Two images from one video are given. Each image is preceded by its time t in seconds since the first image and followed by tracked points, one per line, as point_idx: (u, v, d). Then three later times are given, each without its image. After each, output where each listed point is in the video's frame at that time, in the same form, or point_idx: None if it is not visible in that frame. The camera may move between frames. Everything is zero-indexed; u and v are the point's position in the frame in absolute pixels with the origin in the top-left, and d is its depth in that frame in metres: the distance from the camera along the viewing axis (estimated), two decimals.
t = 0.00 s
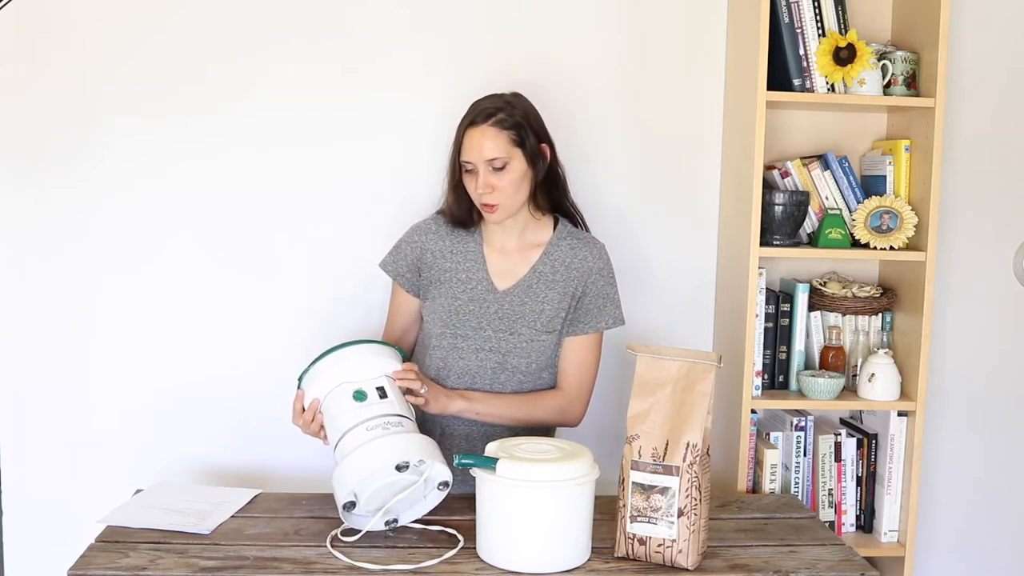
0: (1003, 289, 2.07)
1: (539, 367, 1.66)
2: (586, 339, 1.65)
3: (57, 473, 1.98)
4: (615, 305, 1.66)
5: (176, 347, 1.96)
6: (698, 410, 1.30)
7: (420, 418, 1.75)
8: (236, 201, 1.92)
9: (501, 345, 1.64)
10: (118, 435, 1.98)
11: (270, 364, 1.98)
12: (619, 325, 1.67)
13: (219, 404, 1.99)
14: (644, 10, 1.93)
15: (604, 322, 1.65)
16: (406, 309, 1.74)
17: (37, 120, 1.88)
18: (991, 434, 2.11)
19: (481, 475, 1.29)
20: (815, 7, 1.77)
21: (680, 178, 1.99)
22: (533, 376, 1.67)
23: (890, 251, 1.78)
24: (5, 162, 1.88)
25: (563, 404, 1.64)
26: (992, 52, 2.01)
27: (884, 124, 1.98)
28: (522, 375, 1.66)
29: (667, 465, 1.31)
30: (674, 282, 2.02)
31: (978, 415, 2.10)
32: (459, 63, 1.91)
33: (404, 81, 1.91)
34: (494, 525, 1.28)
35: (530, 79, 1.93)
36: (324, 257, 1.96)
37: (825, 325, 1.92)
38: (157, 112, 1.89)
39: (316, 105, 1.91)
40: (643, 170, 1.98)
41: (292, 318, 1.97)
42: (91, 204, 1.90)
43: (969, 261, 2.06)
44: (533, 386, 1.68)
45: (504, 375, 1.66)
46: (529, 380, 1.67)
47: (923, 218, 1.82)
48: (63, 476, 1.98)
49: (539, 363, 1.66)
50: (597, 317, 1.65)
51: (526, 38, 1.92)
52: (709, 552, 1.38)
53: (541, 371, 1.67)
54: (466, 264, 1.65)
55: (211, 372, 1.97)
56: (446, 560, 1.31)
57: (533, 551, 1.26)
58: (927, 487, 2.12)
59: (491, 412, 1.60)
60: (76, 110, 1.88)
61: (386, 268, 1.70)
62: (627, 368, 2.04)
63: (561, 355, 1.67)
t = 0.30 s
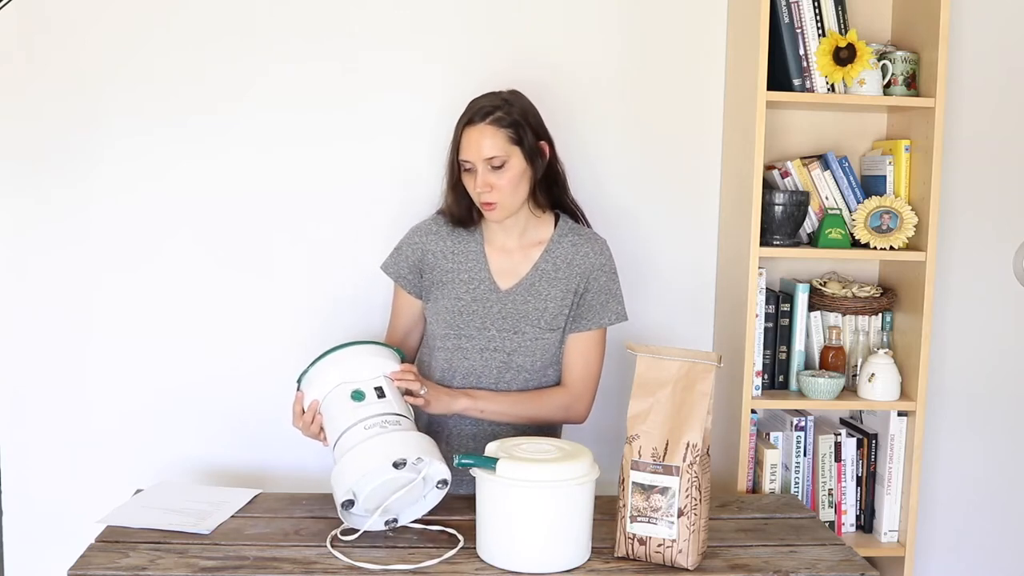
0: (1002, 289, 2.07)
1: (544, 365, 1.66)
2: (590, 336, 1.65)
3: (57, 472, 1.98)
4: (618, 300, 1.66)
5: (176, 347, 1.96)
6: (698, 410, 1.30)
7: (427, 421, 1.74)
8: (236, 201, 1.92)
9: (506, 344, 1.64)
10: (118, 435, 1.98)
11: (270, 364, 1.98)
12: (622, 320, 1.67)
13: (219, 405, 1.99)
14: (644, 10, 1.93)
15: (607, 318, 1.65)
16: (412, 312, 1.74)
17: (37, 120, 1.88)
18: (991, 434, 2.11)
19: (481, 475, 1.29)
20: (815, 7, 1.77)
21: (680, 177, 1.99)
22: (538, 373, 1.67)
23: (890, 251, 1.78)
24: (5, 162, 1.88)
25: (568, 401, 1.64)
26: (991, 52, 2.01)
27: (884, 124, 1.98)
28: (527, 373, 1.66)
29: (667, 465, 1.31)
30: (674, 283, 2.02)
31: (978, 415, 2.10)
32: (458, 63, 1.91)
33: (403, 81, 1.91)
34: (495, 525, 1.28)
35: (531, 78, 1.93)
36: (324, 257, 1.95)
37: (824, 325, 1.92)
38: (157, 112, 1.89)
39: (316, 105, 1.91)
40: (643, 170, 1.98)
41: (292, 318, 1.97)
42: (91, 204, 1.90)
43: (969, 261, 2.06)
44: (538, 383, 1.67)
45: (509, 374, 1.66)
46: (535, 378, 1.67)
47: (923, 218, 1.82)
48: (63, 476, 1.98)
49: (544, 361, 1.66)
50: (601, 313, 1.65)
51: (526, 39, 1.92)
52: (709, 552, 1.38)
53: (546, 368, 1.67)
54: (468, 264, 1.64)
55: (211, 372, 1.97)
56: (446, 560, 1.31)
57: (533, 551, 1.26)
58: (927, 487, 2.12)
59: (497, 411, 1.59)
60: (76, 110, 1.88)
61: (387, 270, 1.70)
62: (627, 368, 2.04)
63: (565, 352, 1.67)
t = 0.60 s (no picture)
0: (1002, 289, 2.07)
1: (549, 360, 1.66)
2: (592, 329, 1.65)
3: (57, 473, 1.98)
4: (621, 293, 1.65)
5: (176, 347, 1.96)
6: (698, 410, 1.30)
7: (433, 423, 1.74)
8: (236, 201, 1.92)
9: (508, 341, 1.64)
10: (118, 435, 1.98)
11: (270, 365, 1.98)
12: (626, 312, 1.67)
13: (219, 405, 1.99)
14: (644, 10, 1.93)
15: (609, 311, 1.65)
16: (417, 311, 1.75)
17: (37, 121, 1.88)
18: (991, 434, 2.11)
19: (480, 475, 1.29)
20: (815, 7, 1.77)
21: (680, 177, 1.99)
22: (543, 370, 1.66)
23: (890, 251, 1.78)
24: (5, 162, 1.88)
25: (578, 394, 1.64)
26: (991, 52, 2.01)
27: (884, 124, 1.98)
28: (531, 370, 1.65)
29: (667, 465, 1.31)
30: (674, 283, 2.02)
31: (978, 415, 2.10)
32: (457, 63, 1.91)
33: (403, 81, 1.91)
34: (495, 525, 1.28)
35: (532, 78, 1.93)
36: (323, 257, 1.96)
37: (824, 325, 1.92)
38: (157, 112, 1.89)
39: (316, 105, 1.91)
40: (644, 170, 1.98)
41: (292, 318, 1.97)
42: (91, 204, 1.90)
43: (969, 261, 2.06)
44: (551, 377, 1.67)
45: (513, 371, 1.65)
46: (541, 374, 1.66)
47: (923, 218, 1.82)
48: (63, 476, 1.98)
49: (548, 357, 1.65)
50: (604, 306, 1.64)
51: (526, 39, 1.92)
52: (709, 552, 1.38)
53: (555, 361, 1.67)
54: (467, 263, 1.64)
55: (211, 372, 1.97)
56: (446, 560, 1.31)
57: (533, 551, 1.26)
58: (927, 487, 2.12)
59: (514, 409, 1.59)
60: (76, 110, 1.88)
61: (387, 273, 1.70)
62: (627, 368, 2.04)
63: (570, 345, 1.67)
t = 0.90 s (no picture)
0: (1002, 289, 2.07)
1: (536, 356, 1.66)
2: (576, 322, 1.67)
3: (57, 473, 1.98)
4: (603, 285, 1.67)
5: (176, 347, 1.96)
6: (698, 410, 1.30)
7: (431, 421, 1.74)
8: (236, 201, 1.92)
9: (493, 337, 1.65)
10: (118, 435, 1.98)
11: (270, 365, 1.98)
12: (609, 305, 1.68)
13: (219, 405, 1.98)
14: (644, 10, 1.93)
15: (593, 304, 1.66)
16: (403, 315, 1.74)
17: (37, 120, 1.88)
18: (991, 434, 2.11)
19: (479, 475, 1.29)
20: (815, 7, 1.77)
21: (679, 178, 1.99)
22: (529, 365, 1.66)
23: (890, 251, 1.78)
24: (6, 162, 1.88)
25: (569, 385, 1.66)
26: (991, 52, 2.01)
27: (884, 124, 1.98)
28: (518, 366, 1.66)
29: (667, 465, 1.31)
30: (674, 283, 2.02)
31: (978, 415, 2.10)
32: (457, 63, 1.91)
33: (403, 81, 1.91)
34: (495, 526, 1.28)
35: (532, 77, 1.93)
36: (323, 257, 1.95)
37: (824, 325, 1.92)
38: (157, 112, 1.89)
39: (316, 105, 1.91)
40: (644, 170, 1.98)
41: (292, 317, 1.97)
42: (91, 204, 1.90)
43: (969, 261, 2.06)
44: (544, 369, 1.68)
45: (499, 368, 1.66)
46: (527, 369, 1.67)
47: (923, 218, 1.82)
48: (63, 476, 1.98)
49: (534, 352, 1.66)
50: (586, 300, 1.66)
51: (526, 39, 1.92)
52: (710, 552, 1.38)
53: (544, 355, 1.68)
54: (449, 262, 1.65)
55: (211, 372, 1.97)
56: (446, 561, 1.31)
57: (533, 550, 1.26)
58: (927, 487, 2.12)
59: (518, 401, 1.59)
60: (76, 110, 1.88)
61: (370, 274, 1.70)
62: (627, 368, 2.04)
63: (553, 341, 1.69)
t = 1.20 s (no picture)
0: (1002, 289, 2.07)
1: (516, 356, 1.66)
2: (556, 323, 1.67)
3: (57, 473, 1.98)
4: (579, 287, 1.68)
5: (176, 347, 1.96)
6: (698, 410, 1.30)
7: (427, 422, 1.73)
8: (236, 201, 1.92)
9: (473, 338, 1.64)
10: (118, 435, 1.98)
11: (270, 365, 1.98)
12: (585, 306, 1.69)
13: (219, 404, 1.99)
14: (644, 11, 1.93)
15: (570, 305, 1.67)
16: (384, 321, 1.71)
17: (37, 120, 1.88)
18: (991, 434, 2.11)
19: (479, 475, 1.29)
20: (815, 7, 1.77)
21: (679, 178, 1.99)
22: (509, 367, 1.66)
23: (890, 251, 1.78)
24: (6, 162, 1.88)
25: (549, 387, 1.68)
26: (991, 52, 2.01)
27: (884, 124, 1.98)
28: (497, 367, 1.65)
29: (667, 465, 1.31)
30: (673, 283, 2.02)
31: (978, 415, 2.10)
32: (457, 62, 1.91)
33: (403, 81, 1.91)
34: (496, 526, 1.28)
35: (531, 77, 1.93)
36: (323, 257, 1.95)
37: (824, 325, 1.92)
38: (157, 112, 1.89)
39: (316, 105, 1.91)
40: (644, 170, 1.98)
41: (292, 317, 1.97)
42: (91, 204, 1.90)
43: (969, 261, 2.06)
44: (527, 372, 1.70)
45: (480, 369, 1.65)
46: (507, 371, 1.66)
47: (923, 218, 1.82)
48: (63, 476, 1.98)
49: (514, 353, 1.65)
50: (563, 300, 1.67)
51: (526, 39, 1.92)
52: (710, 552, 1.38)
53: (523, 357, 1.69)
54: (429, 264, 1.64)
55: (211, 372, 1.97)
56: (447, 561, 1.31)
57: (533, 549, 1.26)
58: (927, 487, 2.12)
59: (511, 406, 1.59)
60: (76, 110, 1.88)
61: (351, 279, 1.68)
62: (627, 368, 2.04)
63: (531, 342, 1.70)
